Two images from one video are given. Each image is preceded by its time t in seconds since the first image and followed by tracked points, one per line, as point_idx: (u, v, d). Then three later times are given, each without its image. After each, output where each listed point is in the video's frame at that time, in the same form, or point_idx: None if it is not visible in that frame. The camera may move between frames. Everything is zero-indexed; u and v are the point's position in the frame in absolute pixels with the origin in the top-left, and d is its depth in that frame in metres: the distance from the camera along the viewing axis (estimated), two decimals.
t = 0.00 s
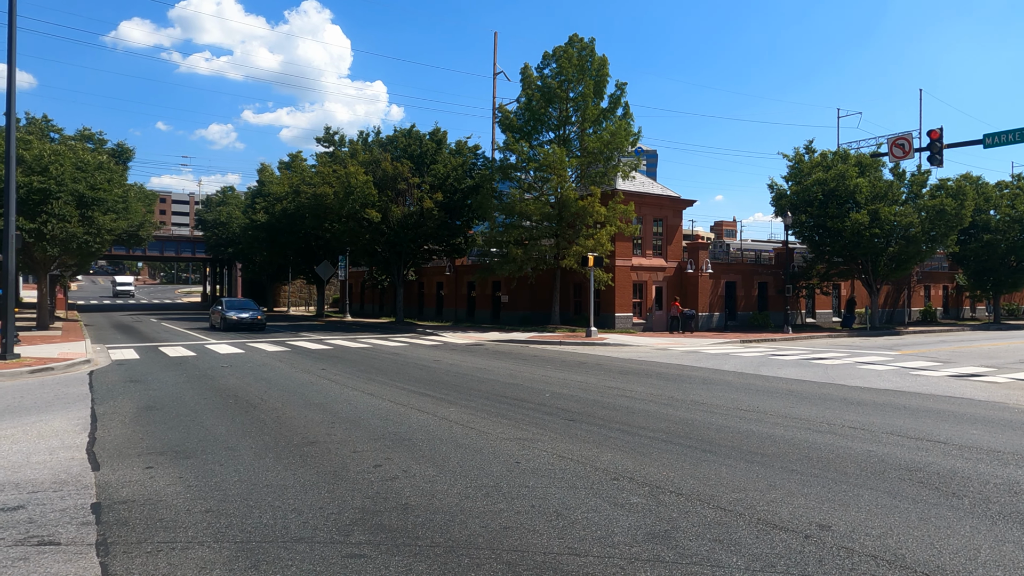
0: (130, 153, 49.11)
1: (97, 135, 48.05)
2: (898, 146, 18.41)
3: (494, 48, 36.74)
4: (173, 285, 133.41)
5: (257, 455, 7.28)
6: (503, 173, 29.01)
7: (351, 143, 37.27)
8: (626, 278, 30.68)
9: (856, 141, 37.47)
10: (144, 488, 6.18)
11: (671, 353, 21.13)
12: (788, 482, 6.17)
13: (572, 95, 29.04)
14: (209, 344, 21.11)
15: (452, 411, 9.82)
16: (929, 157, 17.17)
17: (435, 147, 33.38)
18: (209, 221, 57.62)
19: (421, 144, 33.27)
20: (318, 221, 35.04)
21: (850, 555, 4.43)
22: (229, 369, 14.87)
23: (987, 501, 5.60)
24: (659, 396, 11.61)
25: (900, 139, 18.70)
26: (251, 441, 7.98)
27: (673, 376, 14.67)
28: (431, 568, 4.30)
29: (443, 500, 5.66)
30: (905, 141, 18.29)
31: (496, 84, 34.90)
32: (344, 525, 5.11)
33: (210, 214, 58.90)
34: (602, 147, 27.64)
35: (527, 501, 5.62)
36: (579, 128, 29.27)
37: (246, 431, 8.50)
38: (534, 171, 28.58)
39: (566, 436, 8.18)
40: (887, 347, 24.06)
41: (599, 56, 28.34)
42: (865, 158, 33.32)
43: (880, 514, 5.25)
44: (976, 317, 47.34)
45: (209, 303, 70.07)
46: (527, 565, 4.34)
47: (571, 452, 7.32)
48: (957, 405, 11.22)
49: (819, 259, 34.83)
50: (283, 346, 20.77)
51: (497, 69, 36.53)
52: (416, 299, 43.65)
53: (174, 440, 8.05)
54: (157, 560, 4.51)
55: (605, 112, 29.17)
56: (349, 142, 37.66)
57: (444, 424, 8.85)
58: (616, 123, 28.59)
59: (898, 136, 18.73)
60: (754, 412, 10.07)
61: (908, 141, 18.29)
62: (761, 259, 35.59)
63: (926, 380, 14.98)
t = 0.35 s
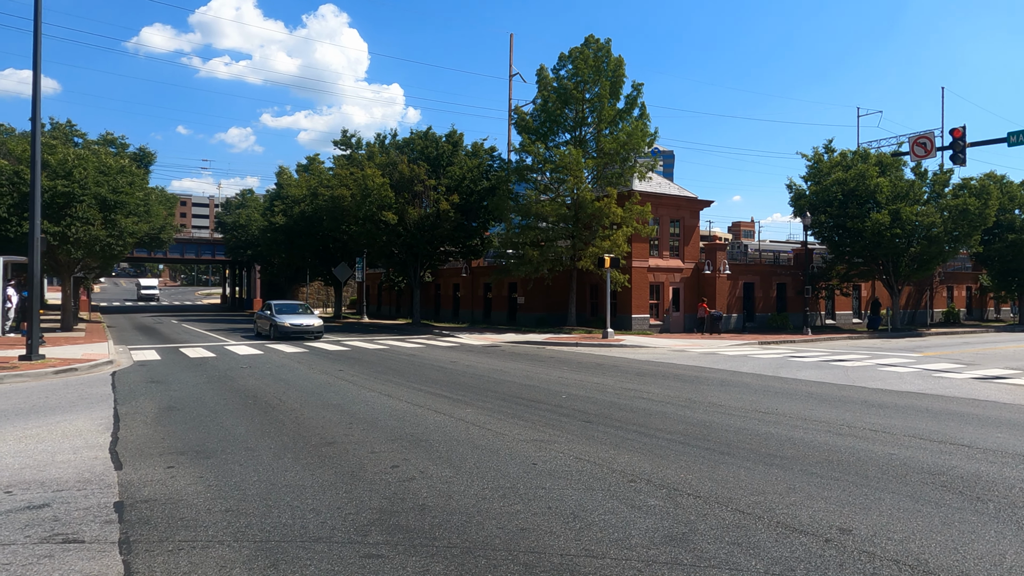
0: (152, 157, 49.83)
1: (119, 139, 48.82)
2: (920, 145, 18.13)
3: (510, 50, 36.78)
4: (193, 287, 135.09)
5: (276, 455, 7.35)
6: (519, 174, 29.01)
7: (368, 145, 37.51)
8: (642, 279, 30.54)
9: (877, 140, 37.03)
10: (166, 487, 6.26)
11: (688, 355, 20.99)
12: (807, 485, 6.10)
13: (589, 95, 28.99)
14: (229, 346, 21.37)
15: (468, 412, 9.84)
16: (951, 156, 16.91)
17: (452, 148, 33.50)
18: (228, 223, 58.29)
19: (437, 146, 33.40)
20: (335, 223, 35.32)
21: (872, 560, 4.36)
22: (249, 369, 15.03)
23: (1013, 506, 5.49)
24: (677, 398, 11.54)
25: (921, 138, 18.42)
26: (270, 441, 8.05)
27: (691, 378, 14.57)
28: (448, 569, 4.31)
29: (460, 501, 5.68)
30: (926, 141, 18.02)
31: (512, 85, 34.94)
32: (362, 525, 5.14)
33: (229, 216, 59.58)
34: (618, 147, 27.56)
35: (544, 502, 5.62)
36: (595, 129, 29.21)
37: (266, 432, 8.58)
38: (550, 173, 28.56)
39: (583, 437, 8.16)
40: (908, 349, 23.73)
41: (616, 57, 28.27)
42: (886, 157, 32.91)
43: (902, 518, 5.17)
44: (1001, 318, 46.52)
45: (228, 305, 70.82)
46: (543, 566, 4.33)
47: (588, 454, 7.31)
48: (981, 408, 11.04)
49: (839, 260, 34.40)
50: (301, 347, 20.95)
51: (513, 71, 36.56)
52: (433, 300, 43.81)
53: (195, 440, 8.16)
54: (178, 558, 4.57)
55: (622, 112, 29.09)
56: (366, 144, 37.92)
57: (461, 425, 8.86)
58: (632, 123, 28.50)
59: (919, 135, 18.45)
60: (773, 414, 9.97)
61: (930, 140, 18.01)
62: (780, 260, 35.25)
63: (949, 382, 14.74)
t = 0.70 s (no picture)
0: (183, 161, 50.78)
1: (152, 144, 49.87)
2: (954, 142, 17.71)
3: (534, 51, 36.80)
4: (223, 288, 137.42)
5: (304, 454, 7.45)
6: (543, 175, 28.98)
7: (393, 147, 37.79)
8: (668, 280, 30.31)
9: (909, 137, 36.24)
10: (197, 485, 6.38)
11: (715, 356, 20.76)
12: (838, 489, 6.00)
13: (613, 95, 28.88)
14: (258, 346, 21.71)
15: (494, 413, 9.88)
16: (987, 153, 16.49)
17: (476, 150, 33.62)
18: (257, 225, 59.15)
19: (462, 148, 33.53)
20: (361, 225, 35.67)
21: (906, 566, 4.28)
22: (278, 369, 15.27)
23: None
24: (704, 399, 11.43)
25: (956, 134, 17.99)
26: (299, 440, 8.16)
27: (717, 380, 14.41)
28: (475, 569, 4.33)
29: (487, 501, 5.70)
30: (961, 137, 17.59)
31: (536, 86, 34.94)
32: (389, 524, 5.19)
33: (258, 219, 60.51)
34: (643, 147, 27.39)
35: (571, 503, 5.61)
36: (620, 129, 29.07)
37: (294, 431, 8.69)
38: (575, 173, 28.48)
39: (609, 438, 8.13)
40: (942, 351, 23.19)
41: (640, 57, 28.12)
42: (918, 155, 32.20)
43: (937, 523, 5.06)
44: None
45: (257, 306, 71.93)
46: (571, 567, 4.33)
47: (614, 455, 7.28)
48: (1019, 411, 10.74)
49: (870, 259, 33.73)
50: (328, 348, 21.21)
51: (536, 71, 36.55)
52: (458, 301, 43.99)
53: (225, 439, 8.30)
54: (211, 555, 4.66)
55: (646, 112, 28.93)
56: (392, 147, 38.21)
57: (486, 426, 8.89)
58: (657, 123, 28.30)
59: (954, 131, 18.02)
60: (802, 417, 9.82)
61: (965, 137, 17.58)
62: (808, 260, 34.71)
63: (985, 385, 14.37)
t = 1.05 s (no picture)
0: (218, 164, 51.83)
1: (188, 149, 50.98)
2: (996, 139, 17.18)
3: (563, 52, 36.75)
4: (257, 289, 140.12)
5: (337, 454, 7.55)
6: (572, 176, 28.89)
7: (423, 150, 38.08)
8: (699, 281, 29.97)
9: (948, 135, 35.27)
10: (234, 483, 6.52)
11: (747, 358, 20.46)
12: (877, 495, 5.87)
13: (643, 95, 28.68)
14: (291, 346, 22.07)
15: (524, 414, 9.87)
16: None
17: (505, 151, 33.70)
18: (289, 228, 60.14)
19: (491, 149, 33.65)
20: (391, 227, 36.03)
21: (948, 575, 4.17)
22: (311, 370, 15.50)
23: None
24: (737, 402, 11.27)
25: (998, 131, 17.44)
26: (332, 440, 8.27)
27: (750, 382, 14.21)
28: (507, 571, 4.34)
29: (518, 503, 5.70)
30: (1004, 134, 17.06)
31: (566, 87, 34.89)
32: (422, 525, 5.23)
33: (290, 221, 61.55)
34: (673, 147, 27.15)
35: (602, 506, 5.58)
36: (649, 129, 28.85)
37: (327, 431, 8.80)
38: (604, 174, 28.34)
39: (641, 441, 8.06)
40: (984, 353, 22.53)
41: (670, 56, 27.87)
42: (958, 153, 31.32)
43: (982, 532, 4.91)
44: None
45: (290, 307, 73.16)
46: (603, 571, 4.31)
47: (645, 458, 7.22)
48: None
49: (908, 260, 33.10)
50: (359, 348, 21.47)
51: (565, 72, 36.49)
52: (487, 302, 44.16)
53: (261, 438, 8.45)
54: (248, 552, 4.75)
55: (676, 112, 28.66)
56: (421, 149, 38.51)
57: (517, 427, 8.90)
58: (688, 123, 28.02)
59: (996, 128, 17.48)
60: (839, 421, 9.62)
61: (1007, 134, 17.04)
62: (843, 260, 34.05)
63: None
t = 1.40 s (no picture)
0: (252, 169, 52.79)
1: (223, 154, 52.00)
2: None
3: (591, 53, 36.64)
4: (289, 291, 142.43)
5: (369, 454, 7.63)
6: (601, 178, 28.77)
7: (452, 152, 38.26)
8: (730, 282, 29.59)
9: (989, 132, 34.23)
10: (268, 482, 6.63)
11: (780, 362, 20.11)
12: (918, 502, 5.72)
13: (672, 96, 28.43)
14: (322, 348, 22.37)
15: (554, 416, 9.86)
16: None
17: (533, 154, 33.72)
18: (320, 231, 60.97)
19: (519, 152, 33.71)
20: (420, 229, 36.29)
21: None
22: (342, 371, 15.68)
23: None
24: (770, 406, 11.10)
25: None
26: (363, 440, 8.37)
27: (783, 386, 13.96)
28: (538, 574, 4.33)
29: (549, 506, 5.68)
30: None
31: (594, 88, 34.75)
32: (453, 526, 5.25)
33: (322, 225, 62.42)
34: (704, 148, 26.86)
35: (634, 510, 5.54)
36: (679, 130, 28.57)
37: (358, 431, 8.90)
38: (633, 175, 28.16)
39: (671, 444, 7.98)
40: None
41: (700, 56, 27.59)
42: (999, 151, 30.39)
43: None
44: None
45: (321, 309, 74.17)
46: None
47: (677, 462, 7.15)
48: None
49: (946, 261, 32.01)
50: (389, 350, 21.66)
51: (593, 74, 36.37)
52: (515, 304, 44.20)
53: (294, 438, 8.58)
54: (284, 550, 4.83)
55: (707, 112, 28.36)
56: (450, 152, 38.70)
57: (546, 429, 8.90)
58: (718, 123, 27.68)
59: None
60: (876, 425, 9.41)
61: None
62: (879, 261, 33.31)
63: None
